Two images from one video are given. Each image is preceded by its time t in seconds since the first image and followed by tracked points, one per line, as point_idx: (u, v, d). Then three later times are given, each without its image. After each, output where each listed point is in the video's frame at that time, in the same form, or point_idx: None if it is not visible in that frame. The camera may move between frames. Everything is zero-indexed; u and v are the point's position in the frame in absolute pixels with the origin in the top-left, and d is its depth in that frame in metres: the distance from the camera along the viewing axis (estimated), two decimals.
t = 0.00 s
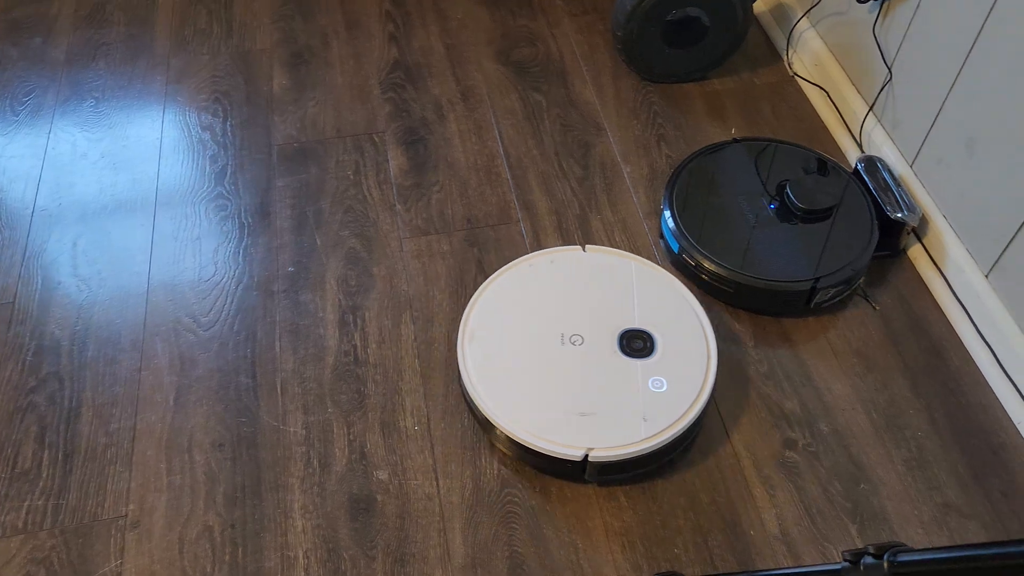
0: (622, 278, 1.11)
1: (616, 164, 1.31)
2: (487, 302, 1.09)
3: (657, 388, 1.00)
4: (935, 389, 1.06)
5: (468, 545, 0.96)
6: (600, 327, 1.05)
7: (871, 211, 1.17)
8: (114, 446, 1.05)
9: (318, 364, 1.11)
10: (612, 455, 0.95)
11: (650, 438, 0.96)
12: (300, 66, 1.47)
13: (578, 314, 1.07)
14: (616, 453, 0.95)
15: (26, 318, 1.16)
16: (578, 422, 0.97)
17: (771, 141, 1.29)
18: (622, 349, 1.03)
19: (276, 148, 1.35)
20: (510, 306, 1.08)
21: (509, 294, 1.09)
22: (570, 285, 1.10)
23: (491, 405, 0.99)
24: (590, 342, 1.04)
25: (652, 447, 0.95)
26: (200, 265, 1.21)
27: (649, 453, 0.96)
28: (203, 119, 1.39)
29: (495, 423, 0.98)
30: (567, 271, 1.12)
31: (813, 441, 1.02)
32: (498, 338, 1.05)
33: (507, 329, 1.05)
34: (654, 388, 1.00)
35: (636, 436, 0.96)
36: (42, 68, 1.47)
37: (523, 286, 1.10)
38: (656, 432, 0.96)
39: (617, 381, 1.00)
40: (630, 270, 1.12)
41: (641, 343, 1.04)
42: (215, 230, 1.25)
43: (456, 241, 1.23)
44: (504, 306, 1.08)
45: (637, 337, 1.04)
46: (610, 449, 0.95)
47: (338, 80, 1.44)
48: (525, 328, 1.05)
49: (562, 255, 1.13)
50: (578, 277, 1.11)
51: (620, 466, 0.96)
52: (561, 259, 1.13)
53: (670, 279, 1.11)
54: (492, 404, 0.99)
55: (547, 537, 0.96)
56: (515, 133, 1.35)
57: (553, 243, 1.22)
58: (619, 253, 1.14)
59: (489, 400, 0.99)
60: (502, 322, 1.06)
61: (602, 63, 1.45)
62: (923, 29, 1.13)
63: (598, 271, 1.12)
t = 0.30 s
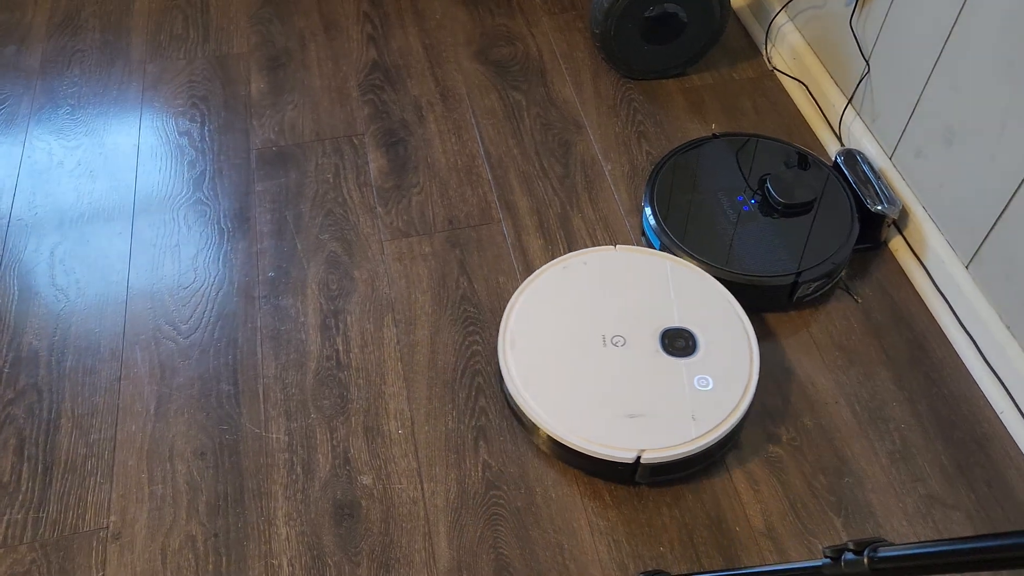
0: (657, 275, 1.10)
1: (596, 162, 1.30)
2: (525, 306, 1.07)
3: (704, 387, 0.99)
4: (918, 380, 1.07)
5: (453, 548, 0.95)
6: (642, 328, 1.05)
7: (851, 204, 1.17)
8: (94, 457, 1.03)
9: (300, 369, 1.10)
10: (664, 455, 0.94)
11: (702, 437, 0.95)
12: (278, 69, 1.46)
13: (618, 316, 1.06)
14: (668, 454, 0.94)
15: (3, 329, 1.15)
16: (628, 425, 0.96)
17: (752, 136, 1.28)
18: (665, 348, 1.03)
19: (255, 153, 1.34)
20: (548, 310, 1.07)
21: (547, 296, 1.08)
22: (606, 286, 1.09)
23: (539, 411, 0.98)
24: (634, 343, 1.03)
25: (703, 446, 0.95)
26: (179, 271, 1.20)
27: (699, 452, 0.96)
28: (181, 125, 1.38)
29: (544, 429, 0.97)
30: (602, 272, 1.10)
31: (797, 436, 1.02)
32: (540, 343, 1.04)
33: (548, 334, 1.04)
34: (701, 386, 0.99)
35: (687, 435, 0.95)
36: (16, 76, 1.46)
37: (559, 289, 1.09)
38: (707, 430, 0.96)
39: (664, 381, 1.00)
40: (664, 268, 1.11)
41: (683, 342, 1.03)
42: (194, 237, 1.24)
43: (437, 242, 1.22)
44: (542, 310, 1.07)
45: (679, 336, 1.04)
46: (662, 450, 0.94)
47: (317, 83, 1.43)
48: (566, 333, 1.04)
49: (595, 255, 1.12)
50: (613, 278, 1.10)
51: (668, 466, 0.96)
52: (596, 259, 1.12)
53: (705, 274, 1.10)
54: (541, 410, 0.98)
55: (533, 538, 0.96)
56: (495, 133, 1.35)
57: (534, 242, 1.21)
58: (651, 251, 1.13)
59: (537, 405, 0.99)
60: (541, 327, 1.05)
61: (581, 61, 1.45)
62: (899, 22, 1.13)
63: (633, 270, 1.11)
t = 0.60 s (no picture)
0: (633, 275, 1.10)
1: (585, 161, 1.30)
2: (501, 311, 1.07)
3: (682, 384, 1.00)
4: (908, 375, 1.07)
5: (446, 550, 0.95)
6: (618, 328, 1.05)
7: (839, 200, 1.17)
8: (84, 465, 1.03)
9: (290, 374, 1.10)
10: (646, 454, 0.94)
11: (683, 435, 0.96)
12: (265, 72, 1.45)
13: (594, 317, 1.06)
14: (651, 453, 0.94)
15: None
16: (607, 426, 0.96)
17: (740, 133, 1.28)
18: (642, 348, 1.03)
19: (242, 157, 1.33)
20: (525, 314, 1.07)
21: (524, 299, 1.08)
22: (582, 287, 1.09)
23: (519, 416, 0.98)
24: (611, 344, 1.03)
25: (685, 443, 0.95)
26: (168, 277, 1.20)
27: (681, 450, 0.96)
28: (168, 130, 1.37)
29: (526, 434, 0.97)
30: (577, 274, 1.11)
31: (789, 432, 1.02)
32: (518, 347, 1.04)
33: (525, 337, 1.04)
34: (679, 384, 1.00)
35: (666, 435, 0.96)
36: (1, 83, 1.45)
37: (535, 292, 1.09)
38: (688, 428, 0.96)
39: (642, 380, 1.00)
40: (640, 267, 1.11)
41: (659, 340, 1.03)
42: (183, 241, 1.24)
43: (426, 244, 1.22)
44: (519, 314, 1.07)
45: (656, 335, 1.04)
46: (644, 450, 0.95)
47: (304, 86, 1.43)
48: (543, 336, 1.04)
49: (570, 257, 1.12)
50: (588, 279, 1.10)
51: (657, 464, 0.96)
52: (571, 262, 1.12)
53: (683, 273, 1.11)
54: (520, 415, 0.98)
55: (525, 540, 0.96)
56: (483, 133, 1.35)
57: (523, 242, 1.21)
58: (626, 250, 1.13)
59: (516, 411, 0.98)
60: (519, 331, 1.05)
61: (569, 61, 1.45)
62: (885, 17, 1.13)
63: (608, 271, 1.11)
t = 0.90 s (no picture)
0: (620, 273, 1.11)
1: (581, 162, 1.30)
2: (489, 314, 1.07)
3: (673, 380, 1.00)
4: (906, 373, 1.07)
5: (446, 552, 0.95)
6: (607, 327, 1.05)
7: (835, 198, 1.17)
8: (83, 470, 1.03)
9: (288, 376, 1.10)
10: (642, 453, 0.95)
11: (673, 433, 0.96)
12: (260, 75, 1.45)
13: (583, 317, 1.06)
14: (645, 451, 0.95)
15: None
16: (602, 425, 0.97)
17: (735, 132, 1.29)
18: (632, 346, 1.03)
19: (238, 160, 1.33)
20: (513, 317, 1.07)
21: (512, 301, 1.08)
22: (568, 288, 1.09)
23: (512, 419, 0.98)
24: (600, 343, 1.03)
25: (680, 440, 0.96)
26: (165, 281, 1.20)
27: (675, 447, 0.96)
28: (163, 133, 1.37)
29: (519, 436, 0.97)
30: (564, 275, 1.11)
31: (787, 431, 1.03)
32: (508, 350, 1.03)
33: (515, 340, 1.04)
34: (671, 380, 1.00)
35: (660, 432, 0.96)
36: None
37: (522, 294, 1.09)
38: (678, 426, 0.96)
39: (634, 378, 1.00)
40: (627, 266, 1.12)
41: (648, 337, 1.04)
42: (181, 244, 1.23)
43: (424, 245, 1.22)
44: (507, 317, 1.07)
45: (645, 332, 1.04)
46: (635, 448, 0.95)
47: (299, 88, 1.43)
48: (532, 338, 1.04)
49: (556, 258, 1.12)
50: (575, 280, 1.10)
51: (654, 461, 0.96)
52: (560, 263, 1.12)
53: (671, 270, 1.11)
54: (512, 417, 0.98)
55: (526, 540, 0.96)
56: (479, 134, 1.35)
57: (520, 243, 1.21)
58: (612, 249, 1.14)
59: (509, 414, 0.98)
60: (508, 335, 1.05)
61: (564, 61, 1.45)
62: (880, 15, 1.14)
63: (595, 270, 1.11)
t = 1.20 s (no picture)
0: (622, 271, 1.11)
1: (584, 162, 1.31)
2: (493, 315, 1.07)
3: (678, 376, 1.01)
4: (909, 371, 1.07)
5: (452, 553, 0.95)
6: (610, 326, 1.05)
7: (837, 198, 1.18)
8: (89, 473, 1.03)
9: (293, 378, 1.10)
10: (649, 451, 0.95)
11: (677, 433, 0.96)
12: (262, 77, 1.45)
13: (586, 316, 1.06)
14: (653, 449, 0.95)
15: None
16: (609, 424, 0.97)
17: (737, 132, 1.29)
18: (636, 344, 1.03)
19: (241, 162, 1.33)
20: (517, 318, 1.06)
21: (515, 302, 1.08)
22: (570, 288, 1.09)
23: (520, 420, 0.98)
24: (605, 342, 1.03)
25: (687, 437, 0.96)
26: (169, 284, 1.20)
27: (682, 444, 0.97)
28: (166, 136, 1.37)
29: (527, 436, 0.97)
30: (566, 274, 1.11)
31: (792, 430, 1.03)
32: (513, 351, 1.03)
33: (519, 341, 1.04)
34: (676, 376, 1.01)
35: (668, 429, 0.96)
36: None
37: (525, 295, 1.09)
38: (683, 426, 0.96)
39: (640, 375, 1.01)
40: (629, 264, 1.12)
41: (652, 334, 1.04)
42: (184, 246, 1.24)
43: (427, 246, 1.22)
44: (510, 318, 1.07)
45: (648, 329, 1.05)
46: (640, 448, 0.95)
47: (301, 90, 1.43)
48: (537, 338, 1.04)
49: (558, 258, 1.12)
50: (577, 279, 1.10)
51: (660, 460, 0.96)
52: (564, 262, 1.12)
53: (673, 268, 1.11)
54: (520, 418, 0.98)
55: (532, 541, 0.96)
56: (482, 135, 1.35)
57: (524, 244, 1.21)
58: (613, 248, 1.14)
59: (516, 415, 0.98)
60: (512, 335, 1.05)
61: (566, 62, 1.45)
62: (881, 16, 1.14)
63: (596, 269, 1.11)
